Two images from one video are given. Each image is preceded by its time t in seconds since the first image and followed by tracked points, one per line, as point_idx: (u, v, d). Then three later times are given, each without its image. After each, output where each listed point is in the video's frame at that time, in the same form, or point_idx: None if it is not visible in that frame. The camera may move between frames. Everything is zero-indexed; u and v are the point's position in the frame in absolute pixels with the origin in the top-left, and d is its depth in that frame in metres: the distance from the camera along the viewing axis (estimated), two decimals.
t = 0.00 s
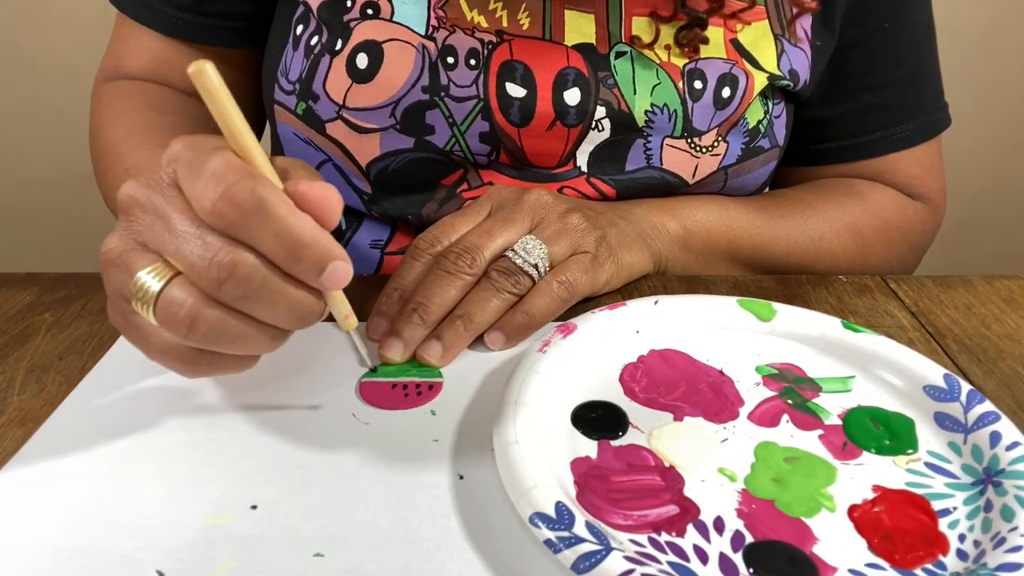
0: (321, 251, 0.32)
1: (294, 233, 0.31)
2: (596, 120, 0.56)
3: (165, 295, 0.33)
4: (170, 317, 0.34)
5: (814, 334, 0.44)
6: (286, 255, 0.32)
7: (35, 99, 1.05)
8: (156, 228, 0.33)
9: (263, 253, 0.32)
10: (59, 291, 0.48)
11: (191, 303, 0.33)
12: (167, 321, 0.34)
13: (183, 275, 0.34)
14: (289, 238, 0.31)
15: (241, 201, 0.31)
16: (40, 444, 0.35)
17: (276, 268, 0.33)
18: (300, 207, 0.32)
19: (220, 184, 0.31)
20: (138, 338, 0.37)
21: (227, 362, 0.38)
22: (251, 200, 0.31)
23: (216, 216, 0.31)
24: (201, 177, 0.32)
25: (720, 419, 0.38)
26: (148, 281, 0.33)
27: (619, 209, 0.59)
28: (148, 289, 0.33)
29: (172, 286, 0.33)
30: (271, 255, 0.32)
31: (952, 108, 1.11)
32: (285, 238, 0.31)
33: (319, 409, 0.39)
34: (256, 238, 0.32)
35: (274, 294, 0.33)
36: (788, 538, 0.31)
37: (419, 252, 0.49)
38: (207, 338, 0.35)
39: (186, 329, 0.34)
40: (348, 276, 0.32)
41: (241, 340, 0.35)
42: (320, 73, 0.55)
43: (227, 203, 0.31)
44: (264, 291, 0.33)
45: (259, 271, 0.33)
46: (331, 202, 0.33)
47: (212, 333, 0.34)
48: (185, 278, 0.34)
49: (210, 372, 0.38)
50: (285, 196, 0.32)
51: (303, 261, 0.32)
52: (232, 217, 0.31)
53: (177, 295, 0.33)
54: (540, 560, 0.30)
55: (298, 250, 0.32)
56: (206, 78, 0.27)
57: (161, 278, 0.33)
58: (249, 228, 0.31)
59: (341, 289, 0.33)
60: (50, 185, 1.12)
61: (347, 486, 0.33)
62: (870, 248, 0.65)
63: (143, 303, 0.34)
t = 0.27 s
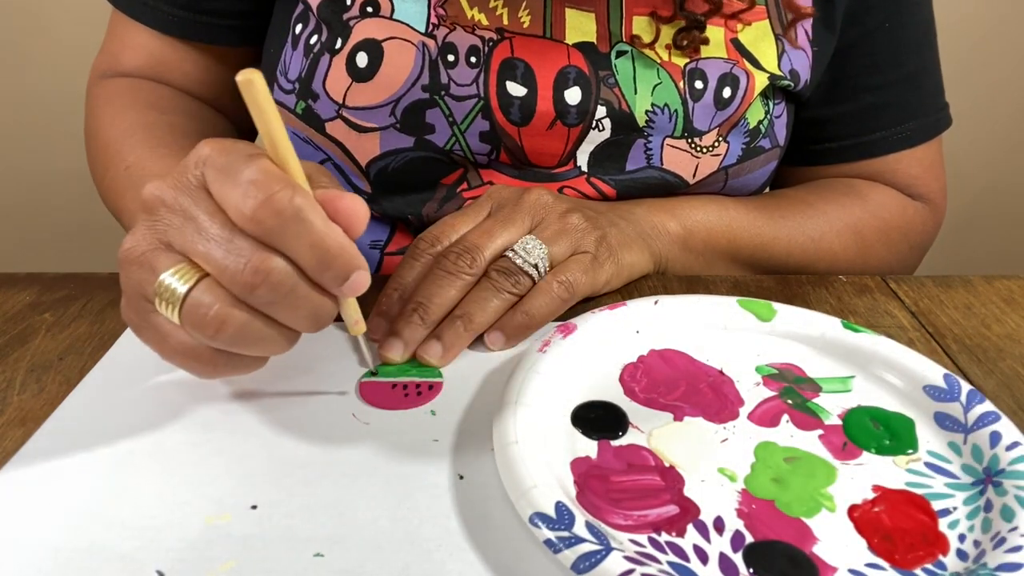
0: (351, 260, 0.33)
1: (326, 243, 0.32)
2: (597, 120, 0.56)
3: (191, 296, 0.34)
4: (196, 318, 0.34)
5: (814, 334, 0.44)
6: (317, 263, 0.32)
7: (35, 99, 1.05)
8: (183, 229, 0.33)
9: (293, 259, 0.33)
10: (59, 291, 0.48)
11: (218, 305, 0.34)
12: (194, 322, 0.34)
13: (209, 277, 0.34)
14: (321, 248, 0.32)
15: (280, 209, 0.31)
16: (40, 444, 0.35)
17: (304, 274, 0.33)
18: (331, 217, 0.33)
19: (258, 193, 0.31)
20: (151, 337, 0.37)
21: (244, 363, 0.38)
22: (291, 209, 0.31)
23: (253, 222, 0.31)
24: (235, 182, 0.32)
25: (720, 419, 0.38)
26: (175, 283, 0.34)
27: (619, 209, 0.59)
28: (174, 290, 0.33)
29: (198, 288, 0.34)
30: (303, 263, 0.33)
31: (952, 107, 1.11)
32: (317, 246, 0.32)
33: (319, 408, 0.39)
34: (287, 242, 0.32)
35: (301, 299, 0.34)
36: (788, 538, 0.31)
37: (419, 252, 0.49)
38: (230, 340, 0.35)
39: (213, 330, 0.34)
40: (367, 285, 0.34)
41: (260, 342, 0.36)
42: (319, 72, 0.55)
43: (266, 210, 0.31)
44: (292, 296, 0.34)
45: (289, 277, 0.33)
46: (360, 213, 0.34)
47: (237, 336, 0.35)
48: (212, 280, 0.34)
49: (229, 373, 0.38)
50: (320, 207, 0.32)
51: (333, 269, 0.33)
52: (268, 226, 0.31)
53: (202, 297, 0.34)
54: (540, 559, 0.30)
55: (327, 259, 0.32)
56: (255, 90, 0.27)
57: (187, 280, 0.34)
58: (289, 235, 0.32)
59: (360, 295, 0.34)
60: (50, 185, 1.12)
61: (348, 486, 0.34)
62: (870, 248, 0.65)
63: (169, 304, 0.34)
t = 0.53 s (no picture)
0: (370, 270, 0.34)
1: (348, 252, 0.33)
2: (597, 120, 0.56)
3: (210, 300, 0.34)
4: (214, 321, 0.34)
5: (814, 334, 0.44)
6: (338, 271, 0.33)
7: (35, 99, 1.05)
8: (196, 228, 0.33)
9: (313, 266, 0.33)
10: (59, 291, 0.48)
11: (237, 308, 0.34)
12: (212, 325, 0.34)
13: (228, 280, 0.34)
14: (343, 256, 0.33)
15: (305, 217, 0.31)
16: (39, 444, 0.35)
17: (323, 280, 0.34)
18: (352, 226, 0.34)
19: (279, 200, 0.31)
20: (163, 336, 0.37)
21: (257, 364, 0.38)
22: (316, 217, 0.31)
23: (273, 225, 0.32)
24: (247, 183, 0.32)
25: (720, 419, 0.38)
26: (193, 286, 0.33)
27: (620, 209, 0.59)
28: (192, 293, 0.33)
29: (217, 291, 0.34)
30: (323, 270, 0.33)
31: (952, 107, 1.11)
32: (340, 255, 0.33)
33: (319, 408, 0.39)
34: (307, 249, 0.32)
35: (319, 306, 0.34)
36: (787, 539, 0.31)
37: (419, 252, 0.49)
38: (246, 345, 0.35)
39: (231, 334, 0.34)
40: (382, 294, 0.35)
41: (276, 347, 0.36)
42: (320, 70, 0.55)
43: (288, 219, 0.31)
44: (311, 302, 0.34)
45: (309, 283, 0.33)
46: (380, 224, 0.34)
47: (254, 340, 0.35)
48: (231, 283, 0.34)
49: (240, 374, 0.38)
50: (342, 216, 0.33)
51: (352, 278, 0.33)
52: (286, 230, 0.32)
53: (221, 300, 0.34)
54: (540, 559, 0.30)
55: (348, 267, 0.33)
56: (286, 97, 0.28)
57: (205, 283, 0.34)
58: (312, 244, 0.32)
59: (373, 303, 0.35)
60: (50, 185, 1.12)
61: (348, 486, 0.34)
62: (870, 248, 0.65)
63: (187, 306, 0.34)
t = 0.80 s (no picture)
0: (372, 272, 0.34)
1: (351, 255, 0.33)
2: (597, 120, 0.56)
3: (214, 301, 0.34)
4: (218, 323, 0.34)
5: (814, 334, 0.44)
6: (341, 273, 0.33)
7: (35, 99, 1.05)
8: (200, 230, 0.34)
9: (317, 268, 0.33)
10: (59, 291, 0.48)
11: (241, 310, 0.34)
12: (215, 327, 0.34)
13: (232, 281, 0.34)
14: (346, 259, 0.33)
15: (310, 220, 0.31)
16: (39, 444, 0.35)
17: (327, 283, 0.34)
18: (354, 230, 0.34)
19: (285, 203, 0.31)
20: (164, 338, 0.37)
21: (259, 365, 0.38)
22: (320, 220, 0.31)
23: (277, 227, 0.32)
24: (251, 185, 0.32)
25: (720, 419, 0.38)
26: (197, 288, 0.33)
27: (620, 209, 0.59)
28: (195, 295, 0.33)
29: (220, 293, 0.34)
30: (327, 272, 0.33)
31: (952, 107, 1.11)
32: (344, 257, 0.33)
33: (319, 408, 0.39)
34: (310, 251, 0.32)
35: (321, 309, 0.34)
36: (788, 539, 0.31)
37: (419, 252, 0.49)
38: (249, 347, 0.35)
39: (235, 336, 0.34)
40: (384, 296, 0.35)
41: (278, 348, 0.36)
42: (320, 70, 0.55)
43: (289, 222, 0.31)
44: (315, 305, 0.34)
45: (313, 285, 0.33)
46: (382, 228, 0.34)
47: (257, 342, 0.35)
48: (235, 285, 0.34)
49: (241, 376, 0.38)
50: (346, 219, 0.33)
51: (355, 280, 0.33)
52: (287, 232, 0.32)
53: (225, 302, 0.34)
54: (540, 559, 0.30)
55: (351, 270, 0.33)
56: (292, 100, 0.28)
57: (209, 285, 0.34)
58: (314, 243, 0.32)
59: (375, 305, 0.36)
60: (50, 185, 1.12)
61: (348, 486, 0.34)
62: (870, 248, 0.65)
63: (190, 308, 0.34)
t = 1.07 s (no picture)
0: (372, 277, 0.34)
1: (352, 261, 0.33)
2: (597, 120, 0.56)
3: (214, 306, 0.33)
4: (218, 327, 0.34)
5: (813, 334, 0.44)
6: (341, 278, 0.33)
7: (35, 98, 1.05)
8: (199, 234, 0.33)
9: (318, 274, 0.33)
10: (59, 291, 0.48)
11: (241, 315, 0.34)
12: (216, 331, 0.34)
13: (232, 286, 0.34)
14: (347, 265, 0.33)
15: (311, 225, 0.31)
16: (39, 443, 0.35)
17: (326, 288, 0.34)
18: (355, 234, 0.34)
19: (286, 207, 0.31)
20: (164, 341, 0.36)
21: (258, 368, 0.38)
22: (321, 225, 0.31)
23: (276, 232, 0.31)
24: (251, 190, 0.32)
25: (720, 419, 0.38)
26: (197, 292, 0.33)
27: (620, 209, 0.59)
28: (196, 299, 0.33)
29: (221, 298, 0.33)
30: (327, 278, 0.33)
31: (952, 108, 1.11)
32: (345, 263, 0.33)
33: (319, 408, 0.39)
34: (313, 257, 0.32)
35: (321, 313, 0.35)
36: (788, 539, 0.31)
37: (420, 252, 0.49)
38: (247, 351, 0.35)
39: (235, 340, 0.34)
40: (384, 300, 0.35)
41: (277, 352, 0.36)
42: (320, 70, 0.55)
43: (290, 228, 0.31)
44: (315, 310, 0.34)
45: (314, 291, 0.34)
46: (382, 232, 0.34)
47: (258, 346, 0.35)
48: (235, 290, 0.34)
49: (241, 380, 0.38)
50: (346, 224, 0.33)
51: (355, 285, 0.33)
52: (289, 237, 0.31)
53: (225, 307, 0.34)
54: (540, 559, 0.30)
55: (352, 274, 0.33)
56: (294, 108, 0.27)
57: (210, 290, 0.33)
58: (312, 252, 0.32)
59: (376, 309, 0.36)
60: (49, 185, 1.12)
61: (348, 487, 0.33)
62: (870, 249, 0.65)
63: (190, 312, 0.34)
